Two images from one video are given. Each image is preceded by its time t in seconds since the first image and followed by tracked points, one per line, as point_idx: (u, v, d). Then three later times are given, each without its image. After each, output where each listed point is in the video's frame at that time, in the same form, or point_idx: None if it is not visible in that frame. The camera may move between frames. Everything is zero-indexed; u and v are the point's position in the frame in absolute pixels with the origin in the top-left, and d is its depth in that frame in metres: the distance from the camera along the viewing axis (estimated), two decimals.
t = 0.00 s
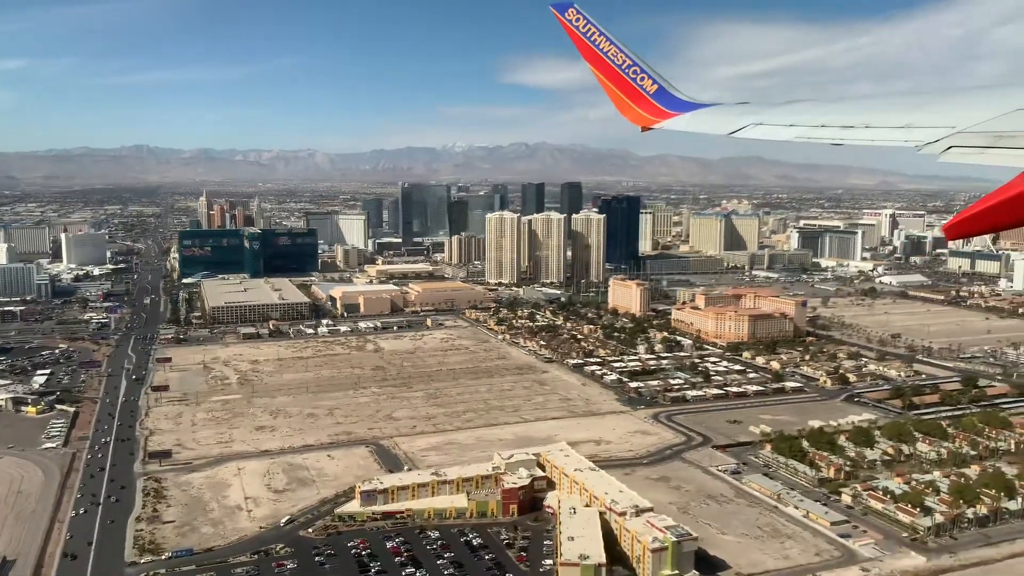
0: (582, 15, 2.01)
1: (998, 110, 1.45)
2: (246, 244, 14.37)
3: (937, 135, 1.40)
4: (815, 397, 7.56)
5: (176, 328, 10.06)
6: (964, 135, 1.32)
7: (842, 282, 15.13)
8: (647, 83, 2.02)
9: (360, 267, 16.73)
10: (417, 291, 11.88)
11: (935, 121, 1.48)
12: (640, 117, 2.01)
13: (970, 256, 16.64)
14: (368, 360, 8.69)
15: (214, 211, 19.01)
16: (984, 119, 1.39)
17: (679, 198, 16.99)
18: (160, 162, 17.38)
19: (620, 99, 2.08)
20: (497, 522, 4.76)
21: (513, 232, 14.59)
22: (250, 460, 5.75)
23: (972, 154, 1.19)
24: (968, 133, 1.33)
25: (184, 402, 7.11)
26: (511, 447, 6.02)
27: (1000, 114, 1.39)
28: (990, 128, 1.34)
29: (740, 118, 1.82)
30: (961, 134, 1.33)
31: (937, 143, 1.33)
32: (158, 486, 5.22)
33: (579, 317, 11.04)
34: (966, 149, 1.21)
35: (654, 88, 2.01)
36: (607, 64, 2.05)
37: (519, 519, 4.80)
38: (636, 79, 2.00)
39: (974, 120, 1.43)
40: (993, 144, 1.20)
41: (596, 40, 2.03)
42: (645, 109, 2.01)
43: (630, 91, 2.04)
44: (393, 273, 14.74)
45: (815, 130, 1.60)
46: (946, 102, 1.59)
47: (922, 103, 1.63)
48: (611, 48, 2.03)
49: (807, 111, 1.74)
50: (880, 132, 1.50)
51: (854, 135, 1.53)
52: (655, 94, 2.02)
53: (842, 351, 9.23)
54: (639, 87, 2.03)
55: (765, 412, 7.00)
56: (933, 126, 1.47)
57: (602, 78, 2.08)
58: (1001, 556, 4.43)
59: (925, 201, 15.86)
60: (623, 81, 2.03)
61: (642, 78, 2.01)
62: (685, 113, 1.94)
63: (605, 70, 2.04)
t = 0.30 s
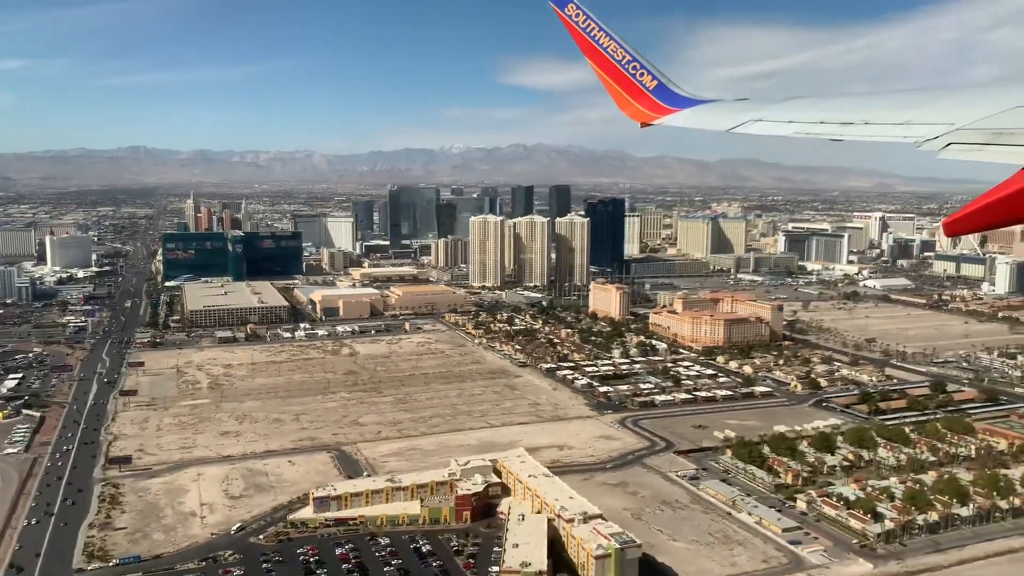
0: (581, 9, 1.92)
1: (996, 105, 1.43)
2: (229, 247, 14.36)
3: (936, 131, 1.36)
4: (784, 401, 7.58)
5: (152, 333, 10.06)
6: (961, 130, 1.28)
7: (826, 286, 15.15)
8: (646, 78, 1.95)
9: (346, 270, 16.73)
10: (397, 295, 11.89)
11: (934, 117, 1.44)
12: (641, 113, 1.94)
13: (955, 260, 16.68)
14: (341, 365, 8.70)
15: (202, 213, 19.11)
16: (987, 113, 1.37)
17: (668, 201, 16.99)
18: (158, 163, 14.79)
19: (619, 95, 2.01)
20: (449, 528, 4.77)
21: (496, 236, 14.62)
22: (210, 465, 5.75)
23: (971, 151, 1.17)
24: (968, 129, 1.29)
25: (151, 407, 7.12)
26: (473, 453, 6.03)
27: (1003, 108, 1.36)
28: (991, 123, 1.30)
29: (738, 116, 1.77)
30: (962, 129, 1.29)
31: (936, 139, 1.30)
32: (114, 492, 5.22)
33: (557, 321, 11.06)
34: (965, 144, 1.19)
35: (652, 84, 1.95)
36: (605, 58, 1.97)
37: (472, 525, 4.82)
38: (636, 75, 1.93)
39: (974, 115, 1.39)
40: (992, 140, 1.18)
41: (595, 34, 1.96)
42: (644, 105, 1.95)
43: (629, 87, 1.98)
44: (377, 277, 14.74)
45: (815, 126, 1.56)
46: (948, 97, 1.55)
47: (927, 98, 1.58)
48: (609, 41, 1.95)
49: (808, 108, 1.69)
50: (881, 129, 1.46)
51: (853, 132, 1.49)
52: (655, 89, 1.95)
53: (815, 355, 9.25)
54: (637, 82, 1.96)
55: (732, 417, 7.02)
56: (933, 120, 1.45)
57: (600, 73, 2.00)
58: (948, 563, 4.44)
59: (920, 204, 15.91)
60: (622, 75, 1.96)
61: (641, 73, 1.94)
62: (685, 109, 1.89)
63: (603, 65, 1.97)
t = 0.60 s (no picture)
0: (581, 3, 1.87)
1: (993, 101, 1.40)
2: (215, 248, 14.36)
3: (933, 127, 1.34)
4: (753, 404, 7.60)
5: (130, 335, 10.09)
6: (958, 127, 1.25)
7: (809, 288, 15.21)
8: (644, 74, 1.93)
9: (332, 271, 16.74)
10: (378, 296, 11.93)
11: (931, 115, 1.41)
12: (640, 110, 1.91)
13: (940, 261, 16.67)
14: (315, 367, 8.73)
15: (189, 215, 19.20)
16: (986, 110, 1.34)
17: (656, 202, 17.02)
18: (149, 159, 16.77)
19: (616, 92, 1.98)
20: (402, 533, 4.80)
21: (479, 237, 14.67)
22: (172, 469, 5.78)
23: (968, 147, 1.15)
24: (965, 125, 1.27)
25: (121, 411, 7.14)
26: (436, 457, 6.06)
27: (1002, 105, 1.34)
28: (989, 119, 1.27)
29: (737, 113, 1.75)
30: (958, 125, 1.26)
31: (932, 136, 1.27)
32: (72, 496, 5.25)
33: (536, 323, 11.09)
34: (962, 141, 1.16)
35: (651, 80, 1.93)
36: (603, 53, 1.93)
37: (425, 529, 4.85)
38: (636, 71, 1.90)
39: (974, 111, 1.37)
40: (987, 136, 1.15)
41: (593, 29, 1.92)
42: (643, 101, 1.92)
43: (627, 83, 1.95)
44: (361, 279, 14.79)
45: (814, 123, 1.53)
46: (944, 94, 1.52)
47: (925, 96, 1.56)
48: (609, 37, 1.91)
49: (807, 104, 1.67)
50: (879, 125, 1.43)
51: (849, 129, 1.46)
52: (655, 85, 1.92)
53: (789, 358, 9.29)
54: (636, 79, 1.94)
55: (699, 420, 7.05)
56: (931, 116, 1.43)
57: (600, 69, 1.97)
58: (895, 566, 4.45)
59: (915, 203, 15.99)
60: (621, 72, 1.93)
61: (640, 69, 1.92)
62: (686, 107, 1.86)
63: (602, 62, 1.94)
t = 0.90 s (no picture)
0: None
1: (999, 99, 1.35)
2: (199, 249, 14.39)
3: (936, 126, 1.29)
4: (723, 406, 7.61)
5: (107, 336, 10.11)
6: (961, 125, 1.21)
7: (793, 288, 15.26)
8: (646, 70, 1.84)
9: (318, 272, 16.74)
10: (359, 298, 11.95)
11: (932, 113, 1.36)
12: (643, 108, 1.83)
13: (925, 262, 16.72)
14: (288, 369, 8.75)
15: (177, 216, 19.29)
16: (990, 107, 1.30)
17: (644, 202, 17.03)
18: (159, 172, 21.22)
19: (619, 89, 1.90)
20: (355, 537, 4.81)
21: (463, 238, 14.70)
22: (133, 473, 5.79)
23: (969, 145, 1.12)
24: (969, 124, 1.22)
25: (90, 414, 7.15)
26: (399, 460, 6.06)
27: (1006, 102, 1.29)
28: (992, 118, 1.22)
29: (741, 109, 1.67)
30: (961, 124, 1.22)
31: (936, 134, 1.22)
32: (30, 500, 5.25)
33: (515, 324, 11.12)
34: (962, 139, 1.13)
35: (652, 77, 1.85)
36: (603, 48, 1.85)
37: (378, 533, 4.87)
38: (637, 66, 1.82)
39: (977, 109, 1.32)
40: (990, 134, 1.12)
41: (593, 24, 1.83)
42: (644, 98, 1.85)
43: (627, 79, 1.87)
44: (345, 279, 14.85)
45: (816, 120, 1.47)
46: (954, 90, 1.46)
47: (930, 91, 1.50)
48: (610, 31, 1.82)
49: (810, 99, 1.60)
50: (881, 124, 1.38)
51: (851, 126, 1.41)
52: (657, 81, 1.84)
53: (763, 360, 9.30)
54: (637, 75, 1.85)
55: (666, 422, 7.08)
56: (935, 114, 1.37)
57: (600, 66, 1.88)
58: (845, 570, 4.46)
59: (910, 203, 16.01)
60: (622, 67, 1.85)
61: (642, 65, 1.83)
62: (686, 103, 1.79)
63: (603, 56, 1.85)
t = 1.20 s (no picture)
0: None
1: (998, 97, 1.32)
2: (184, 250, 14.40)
3: (938, 125, 1.25)
4: (694, 409, 7.62)
5: (85, 339, 10.13)
6: (962, 124, 1.16)
7: (779, 290, 15.28)
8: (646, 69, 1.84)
9: (305, 274, 16.79)
10: (341, 300, 11.97)
11: (935, 111, 1.32)
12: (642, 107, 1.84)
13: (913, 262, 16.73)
14: (264, 372, 8.77)
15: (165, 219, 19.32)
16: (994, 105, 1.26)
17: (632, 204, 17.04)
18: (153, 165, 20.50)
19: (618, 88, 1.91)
20: (311, 542, 4.84)
21: (448, 239, 14.82)
22: (98, 477, 5.81)
23: (970, 145, 1.06)
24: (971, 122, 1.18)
25: (60, 417, 7.18)
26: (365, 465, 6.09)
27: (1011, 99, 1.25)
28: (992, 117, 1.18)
29: (740, 107, 1.66)
30: (961, 122, 1.17)
31: (936, 132, 1.18)
32: None
33: (496, 326, 11.13)
34: (964, 138, 1.08)
35: (652, 75, 1.85)
36: (602, 47, 1.85)
37: (334, 538, 4.89)
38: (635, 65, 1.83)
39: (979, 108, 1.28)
40: (992, 134, 1.06)
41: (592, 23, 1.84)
42: (644, 97, 1.85)
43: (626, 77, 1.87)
44: (331, 281, 14.89)
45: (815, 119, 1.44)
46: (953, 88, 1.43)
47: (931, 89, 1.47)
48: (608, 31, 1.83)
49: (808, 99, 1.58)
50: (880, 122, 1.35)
51: (853, 124, 1.37)
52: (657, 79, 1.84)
53: (741, 362, 9.32)
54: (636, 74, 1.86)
55: (634, 425, 7.07)
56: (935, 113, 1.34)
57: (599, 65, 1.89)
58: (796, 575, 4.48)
59: (903, 203, 15.95)
60: (621, 66, 1.85)
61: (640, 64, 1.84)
62: (686, 102, 1.79)
63: (602, 55, 1.85)
